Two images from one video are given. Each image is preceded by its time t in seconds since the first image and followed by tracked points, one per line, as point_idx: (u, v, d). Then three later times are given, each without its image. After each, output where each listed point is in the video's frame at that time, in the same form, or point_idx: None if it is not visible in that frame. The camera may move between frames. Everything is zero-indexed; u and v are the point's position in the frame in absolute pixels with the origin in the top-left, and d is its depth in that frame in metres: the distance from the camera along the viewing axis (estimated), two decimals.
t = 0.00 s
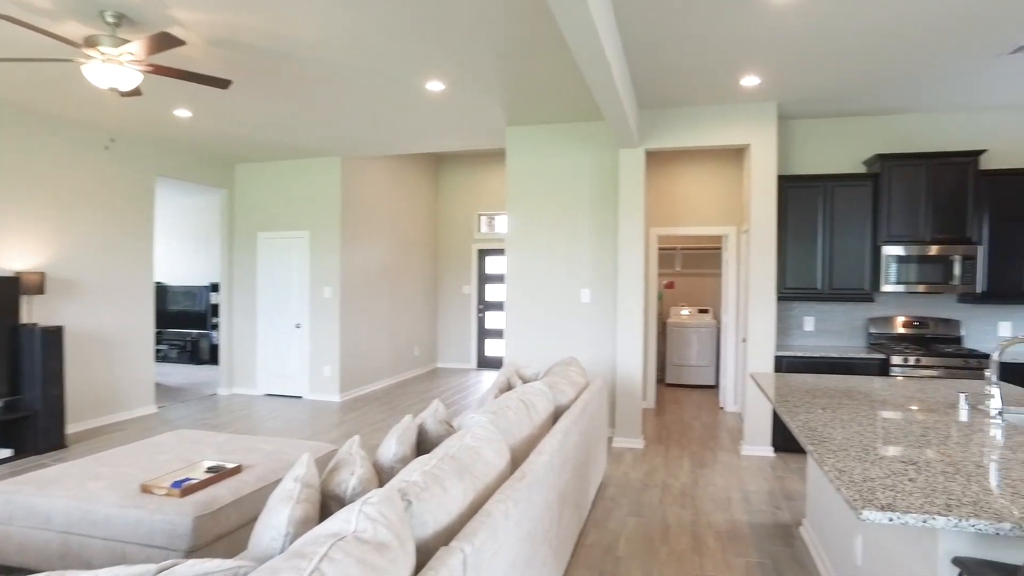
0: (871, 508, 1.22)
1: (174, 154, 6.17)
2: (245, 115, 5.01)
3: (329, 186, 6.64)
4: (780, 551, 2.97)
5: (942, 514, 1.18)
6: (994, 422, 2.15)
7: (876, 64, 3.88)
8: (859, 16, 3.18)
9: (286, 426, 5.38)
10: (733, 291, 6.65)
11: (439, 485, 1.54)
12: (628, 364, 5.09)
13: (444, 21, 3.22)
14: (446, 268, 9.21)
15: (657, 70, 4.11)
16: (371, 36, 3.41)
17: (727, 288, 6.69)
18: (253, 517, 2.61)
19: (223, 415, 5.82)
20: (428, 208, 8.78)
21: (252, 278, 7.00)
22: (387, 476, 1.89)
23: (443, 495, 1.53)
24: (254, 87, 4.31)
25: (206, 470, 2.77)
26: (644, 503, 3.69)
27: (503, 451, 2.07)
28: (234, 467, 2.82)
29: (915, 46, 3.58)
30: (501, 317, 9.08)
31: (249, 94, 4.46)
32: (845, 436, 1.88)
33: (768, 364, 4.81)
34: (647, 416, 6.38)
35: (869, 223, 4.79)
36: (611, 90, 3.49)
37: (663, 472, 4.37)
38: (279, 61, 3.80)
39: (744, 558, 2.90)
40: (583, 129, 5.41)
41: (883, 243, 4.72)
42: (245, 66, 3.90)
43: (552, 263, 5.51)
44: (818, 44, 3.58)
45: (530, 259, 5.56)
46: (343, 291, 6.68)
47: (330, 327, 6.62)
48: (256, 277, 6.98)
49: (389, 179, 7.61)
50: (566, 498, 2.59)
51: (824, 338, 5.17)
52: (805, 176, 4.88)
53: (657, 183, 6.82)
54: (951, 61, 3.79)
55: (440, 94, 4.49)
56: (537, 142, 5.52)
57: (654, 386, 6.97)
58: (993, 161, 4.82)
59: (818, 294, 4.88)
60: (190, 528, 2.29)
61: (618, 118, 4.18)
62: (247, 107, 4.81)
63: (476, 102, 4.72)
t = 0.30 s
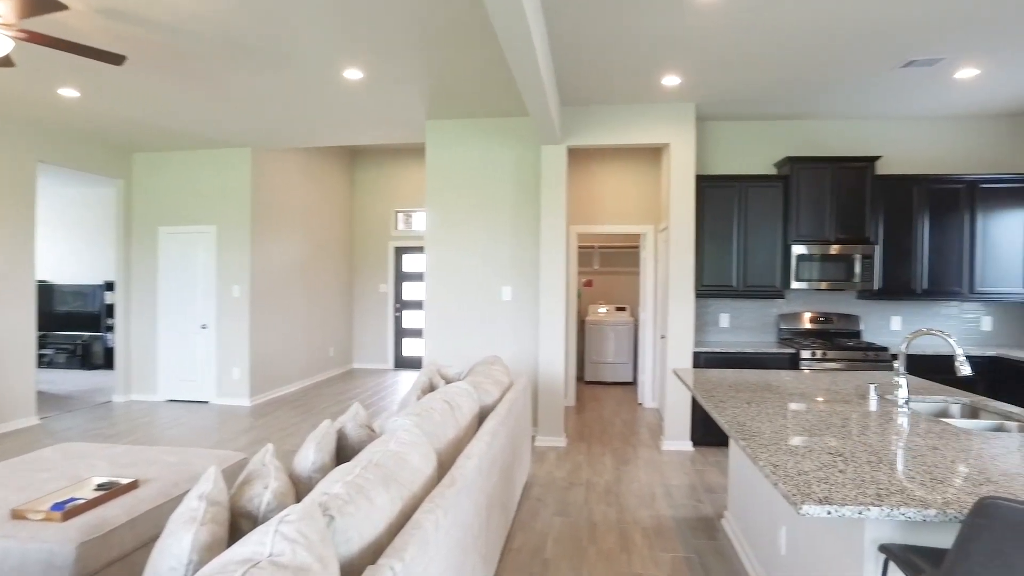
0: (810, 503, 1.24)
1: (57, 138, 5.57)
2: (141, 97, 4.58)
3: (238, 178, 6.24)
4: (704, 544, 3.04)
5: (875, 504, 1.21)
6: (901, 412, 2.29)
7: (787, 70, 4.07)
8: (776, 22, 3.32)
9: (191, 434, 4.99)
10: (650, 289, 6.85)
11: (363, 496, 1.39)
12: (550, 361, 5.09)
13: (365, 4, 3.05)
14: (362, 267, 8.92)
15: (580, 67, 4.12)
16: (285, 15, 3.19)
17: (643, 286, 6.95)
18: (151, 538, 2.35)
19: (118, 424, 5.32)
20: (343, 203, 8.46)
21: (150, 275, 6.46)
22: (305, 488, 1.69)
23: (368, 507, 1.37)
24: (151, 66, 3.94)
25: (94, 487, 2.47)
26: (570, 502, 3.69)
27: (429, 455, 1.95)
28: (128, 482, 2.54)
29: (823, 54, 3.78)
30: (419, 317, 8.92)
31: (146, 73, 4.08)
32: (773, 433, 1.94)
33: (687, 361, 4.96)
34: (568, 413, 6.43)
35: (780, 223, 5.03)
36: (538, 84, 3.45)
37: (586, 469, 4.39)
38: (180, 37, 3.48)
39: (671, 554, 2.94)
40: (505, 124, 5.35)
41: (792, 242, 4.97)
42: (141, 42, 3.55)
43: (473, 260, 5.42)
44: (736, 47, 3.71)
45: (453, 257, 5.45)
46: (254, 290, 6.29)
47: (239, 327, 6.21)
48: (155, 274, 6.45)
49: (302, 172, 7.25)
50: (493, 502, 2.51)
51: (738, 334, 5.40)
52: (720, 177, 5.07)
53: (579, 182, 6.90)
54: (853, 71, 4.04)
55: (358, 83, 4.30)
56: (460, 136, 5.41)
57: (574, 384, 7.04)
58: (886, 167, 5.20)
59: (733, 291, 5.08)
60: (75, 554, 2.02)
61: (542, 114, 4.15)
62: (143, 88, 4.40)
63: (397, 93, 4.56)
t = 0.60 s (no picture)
0: (751, 494, 1.27)
1: None
2: (28, 74, 4.14)
3: (145, 169, 5.79)
4: (635, 538, 3.10)
5: (811, 493, 1.26)
6: (820, 403, 2.43)
7: (708, 74, 4.24)
8: (700, 26, 3.45)
9: (90, 445, 4.58)
10: (576, 287, 6.95)
11: (293, 506, 1.28)
12: (478, 360, 5.05)
13: None
14: (280, 265, 8.53)
15: (510, 63, 4.11)
16: None
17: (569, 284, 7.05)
18: (45, 562, 2.12)
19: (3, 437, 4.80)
20: (260, 197, 8.03)
21: (42, 273, 5.87)
22: (226, 500, 1.54)
23: (299, 518, 1.27)
24: (40, 40, 3.57)
25: None
26: (501, 502, 3.67)
27: (361, 460, 1.85)
28: (16, 502, 2.27)
29: (741, 60, 3.96)
30: (340, 316, 8.65)
31: (34, 49, 3.69)
32: (707, 427, 2.00)
33: (614, 357, 5.07)
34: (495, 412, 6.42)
35: (701, 223, 5.23)
36: (469, 78, 3.40)
37: (516, 468, 4.38)
38: (75, 10, 3.16)
39: (603, 549, 2.98)
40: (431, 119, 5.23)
41: (713, 242, 5.17)
42: (29, 13, 3.20)
43: (398, 257, 5.28)
44: (663, 49, 3.82)
45: (378, 253, 5.29)
46: (163, 288, 5.87)
47: (146, 328, 5.78)
48: (46, 272, 5.87)
49: (216, 164, 6.84)
50: (425, 505, 2.42)
51: (662, 330, 5.57)
52: (644, 177, 5.20)
53: (505, 180, 6.90)
54: (768, 77, 4.26)
55: (278, 70, 4.08)
56: (384, 130, 5.24)
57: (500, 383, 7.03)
58: (796, 171, 5.52)
59: (658, 289, 5.23)
60: None
61: (472, 109, 4.10)
62: (31, 65, 3.97)
63: (320, 83, 4.37)
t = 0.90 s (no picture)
0: (708, 482, 1.34)
1: None
2: None
3: (51, 158, 5.34)
4: (577, 532, 3.15)
5: (763, 479, 1.34)
6: (754, 396, 2.57)
7: (643, 77, 4.36)
8: (637, 31, 3.55)
9: None
10: (510, 286, 7.00)
11: (246, 511, 1.21)
12: (414, 360, 4.96)
13: None
14: (201, 263, 8.09)
15: (450, 60, 4.07)
16: None
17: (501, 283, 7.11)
18: None
19: None
20: (180, 192, 7.57)
21: None
22: (167, 510, 1.45)
23: (253, 523, 1.20)
24: None
25: None
26: (441, 501, 3.63)
27: (308, 462, 1.76)
28: None
29: (674, 65, 4.11)
30: (266, 317, 8.30)
31: None
32: (653, 420, 2.08)
33: (551, 355, 5.13)
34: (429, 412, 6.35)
35: (633, 223, 5.38)
36: (411, 72, 3.35)
37: (455, 467, 4.35)
38: None
39: (547, 545, 3.01)
40: (364, 114, 5.07)
41: (645, 241, 5.34)
42: None
43: (330, 255, 5.09)
44: (601, 51, 3.90)
45: (308, 251, 5.06)
46: (72, 288, 5.44)
47: (54, 331, 5.34)
48: None
49: (133, 155, 6.41)
50: (370, 508, 2.34)
51: (595, 328, 5.69)
52: (579, 176, 5.29)
53: (439, 178, 6.83)
54: (698, 83, 4.43)
55: (205, 57, 3.86)
56: (315, 124, 5.04)
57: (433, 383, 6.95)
58: (722, 174, 5.77)
59: (592, 287, 5.34)
60: None
61: (411, 105, 4.04)
62: None
63: (250, 73, 4.18)
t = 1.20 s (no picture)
0: (674, 470, 1.47)
1: None
2: None
3: None
4: (530, 527, 3.21)
5: (724, 465, 1.49)
6: (701, 390, 2.72)
7: (589, 80, 4.47)
8: (586, 35, 3.64)
9: None
10: (452, 286, 7.01)
11: (219, 513, 1.19)
12: (358, 361, 4.87)
13: None
14: (125, 261, 7.65)
15: (399, 57, 4.05)
16: None
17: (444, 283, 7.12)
18: None
19: None
20: (102, 186, 7.13)
21: None
22: (125, 516, 1.41)
23: (226, 525, 1.18)
24: None
25: None
26: (392, 501, 3.60)
27: (270, 462, 1.72)
28: None
29: (620, 70, 4.24)
30: (197, 318, 7.95)
31: None
32: (612, 413, 2.20)
33: (496, 353, 5.18)
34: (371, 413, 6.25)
35: (576, 223, 5.49)
36: (362, 68, 3.31)
37: (403, 467, 4.32)
38: None
39: (501, 540, 3.05)
40: (307, 110, 4.95)
41: (587, 241, 5.46)
42: None
43: (271, 254, 4.92)
44: (550, 53, 3.98)
45: (248, 249, 4.89)
46: None
47: None
48: None
49: (51, 146, 5.99)
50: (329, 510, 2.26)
51: (539, 326, 5.78)
52: (523, 177, 5.37)
53: (380, 177, 6.74)
54: (641, 88, 4.59)
55: (140, 44, 3.68)
56: (254, 118, 4.87)
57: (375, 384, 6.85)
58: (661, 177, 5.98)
59: (535, 286, 5.42)
60: None
61: (359, 102, 3.99)
62: None
63: (188, 63, 4.00)
